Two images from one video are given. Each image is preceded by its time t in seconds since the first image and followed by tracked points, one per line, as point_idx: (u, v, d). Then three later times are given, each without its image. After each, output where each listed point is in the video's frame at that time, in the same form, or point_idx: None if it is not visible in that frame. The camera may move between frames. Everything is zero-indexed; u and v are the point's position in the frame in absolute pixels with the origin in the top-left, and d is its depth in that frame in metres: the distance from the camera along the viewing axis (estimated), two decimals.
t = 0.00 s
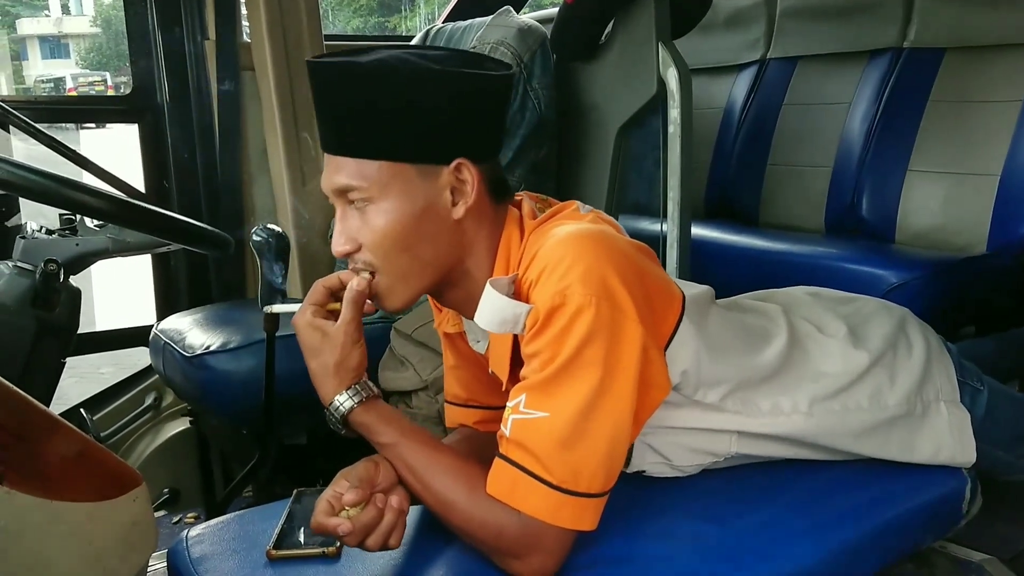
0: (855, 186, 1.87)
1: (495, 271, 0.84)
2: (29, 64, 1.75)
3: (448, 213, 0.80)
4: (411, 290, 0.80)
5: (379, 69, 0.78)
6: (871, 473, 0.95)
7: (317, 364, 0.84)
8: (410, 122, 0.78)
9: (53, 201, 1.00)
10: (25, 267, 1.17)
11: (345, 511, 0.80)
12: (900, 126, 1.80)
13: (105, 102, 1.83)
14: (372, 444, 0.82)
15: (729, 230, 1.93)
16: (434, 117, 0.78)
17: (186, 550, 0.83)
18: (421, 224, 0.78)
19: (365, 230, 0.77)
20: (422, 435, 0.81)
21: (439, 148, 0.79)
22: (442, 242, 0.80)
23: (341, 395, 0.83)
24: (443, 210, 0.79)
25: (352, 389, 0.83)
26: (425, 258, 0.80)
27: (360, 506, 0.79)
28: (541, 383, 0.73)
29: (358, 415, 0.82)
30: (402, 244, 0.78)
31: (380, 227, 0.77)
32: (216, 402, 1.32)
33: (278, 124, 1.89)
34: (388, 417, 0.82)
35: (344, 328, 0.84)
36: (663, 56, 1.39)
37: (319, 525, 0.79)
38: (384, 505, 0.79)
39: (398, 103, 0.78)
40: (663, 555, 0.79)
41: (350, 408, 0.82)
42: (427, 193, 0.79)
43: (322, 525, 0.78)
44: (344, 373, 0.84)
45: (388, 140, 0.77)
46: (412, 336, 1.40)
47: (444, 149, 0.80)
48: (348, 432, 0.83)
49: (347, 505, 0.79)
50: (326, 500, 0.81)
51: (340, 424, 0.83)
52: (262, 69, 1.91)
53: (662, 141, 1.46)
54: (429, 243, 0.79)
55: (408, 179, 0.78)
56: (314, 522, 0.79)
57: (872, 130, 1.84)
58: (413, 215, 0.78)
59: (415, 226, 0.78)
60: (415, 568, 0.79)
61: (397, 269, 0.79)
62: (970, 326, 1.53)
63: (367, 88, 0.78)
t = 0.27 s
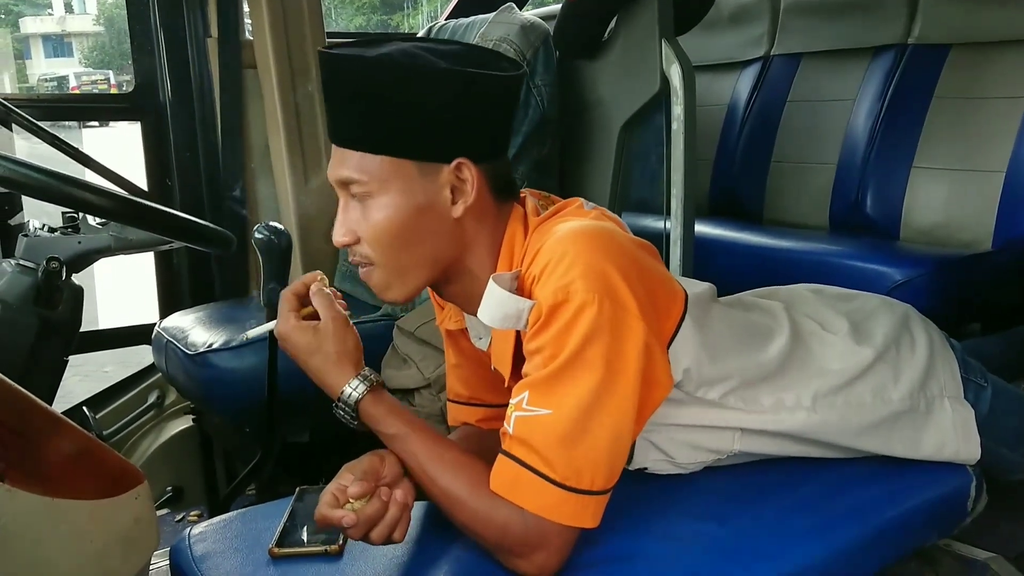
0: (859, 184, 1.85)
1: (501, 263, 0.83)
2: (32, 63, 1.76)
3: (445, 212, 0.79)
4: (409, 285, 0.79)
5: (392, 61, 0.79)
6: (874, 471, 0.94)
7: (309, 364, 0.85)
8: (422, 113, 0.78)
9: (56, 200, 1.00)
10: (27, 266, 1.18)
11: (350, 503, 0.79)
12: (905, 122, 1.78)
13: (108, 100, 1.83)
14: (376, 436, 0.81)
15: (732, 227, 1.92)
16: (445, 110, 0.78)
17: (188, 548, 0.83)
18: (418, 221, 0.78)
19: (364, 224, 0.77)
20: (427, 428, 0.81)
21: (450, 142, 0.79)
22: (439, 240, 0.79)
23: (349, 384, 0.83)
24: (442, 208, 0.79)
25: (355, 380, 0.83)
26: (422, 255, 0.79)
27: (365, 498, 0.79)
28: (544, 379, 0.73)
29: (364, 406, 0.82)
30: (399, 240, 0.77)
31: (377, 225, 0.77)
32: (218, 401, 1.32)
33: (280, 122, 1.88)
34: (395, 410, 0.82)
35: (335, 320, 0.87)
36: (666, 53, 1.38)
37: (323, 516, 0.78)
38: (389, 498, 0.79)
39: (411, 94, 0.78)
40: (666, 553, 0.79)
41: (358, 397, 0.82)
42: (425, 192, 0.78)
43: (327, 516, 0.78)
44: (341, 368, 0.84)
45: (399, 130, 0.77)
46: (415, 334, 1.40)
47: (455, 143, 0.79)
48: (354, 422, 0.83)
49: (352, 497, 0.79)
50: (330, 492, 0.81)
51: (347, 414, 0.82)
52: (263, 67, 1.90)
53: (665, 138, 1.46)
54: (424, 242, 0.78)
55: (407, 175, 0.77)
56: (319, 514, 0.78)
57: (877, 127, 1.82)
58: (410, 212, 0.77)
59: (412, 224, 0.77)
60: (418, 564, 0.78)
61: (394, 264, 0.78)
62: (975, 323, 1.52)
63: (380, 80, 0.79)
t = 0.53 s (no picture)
0: (863, 179, 1.84)
1: (489, 267, 0.82)
2: (35, 61, 1.76)
3: (397, 246, 0.79)
4: (384, 297, 0.84)
5: (390, 51, 0.76)
6: (876, 467, 0.94)
7: (313, 357, 0.85)
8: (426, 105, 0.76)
9: (60, 197, 1.00)
10: (30, 262, 1.18)
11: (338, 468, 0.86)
12: (910, 119, 1.76)
13: (110, 97, 1.83)
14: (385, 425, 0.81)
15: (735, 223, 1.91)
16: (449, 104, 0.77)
17: (191, 544, 0.83)
18: (373, 252, 0.80)
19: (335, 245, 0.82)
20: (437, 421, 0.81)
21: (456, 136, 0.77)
22: (400, 267, 0.81)
23: (360, 368, 0.83)
24: (393, 243, 0.79)
25: (365, 365, 0.83)
26: (389, 277, 0.82)
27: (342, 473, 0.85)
28: (541, 378, 0.73)
29: (375, 394, 0.82)
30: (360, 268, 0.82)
31: (345, 248, 0.81)
32: (221, 397, 1.32)
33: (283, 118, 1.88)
34: (404, 399, 0.82)
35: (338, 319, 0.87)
36: (668, 48, 1.38)
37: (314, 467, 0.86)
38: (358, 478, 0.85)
39: (413, 82, 0.75)
40: (667, 550, 0.78)
41: (370, 382, 0.82)
42: (375, 226, 0.79)
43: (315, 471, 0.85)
44: (347, 357, 0.84)
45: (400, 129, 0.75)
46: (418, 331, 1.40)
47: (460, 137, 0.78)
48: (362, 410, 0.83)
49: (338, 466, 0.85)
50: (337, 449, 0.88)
51: (356, 401, 0.82)
52: (266, 64, 1.90)
53: (668, 134, 1.45)
54: (383, 267, 0.81)
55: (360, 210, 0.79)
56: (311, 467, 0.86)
57: (880, 121, 1.80)
58: (361, 246, 0.80)
59: (367, 256, 0.80)
60: (419, 560, 0.79)
61: (366, 281, 0.83)
62: (978, 319, 1.52)
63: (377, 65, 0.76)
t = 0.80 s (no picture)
0: (864, 178, 1.79)
1: (500, 260, 0.83)
2: (36, 58, 1.76)
3: (411, 222, 0.79)
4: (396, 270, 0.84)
5: (398, 46, 0.76)
6: (880, 465, 0.93)
7: (370, 326, 0.77)
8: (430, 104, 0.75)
9: (62, 193, 1.00)
10: (31, 259, 1.18)
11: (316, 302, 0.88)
12: (914, 116, 1.72)
13: (111, 93, 1.83)
14: (424, 405, 0.78)
15: (738, 219, 1.91)
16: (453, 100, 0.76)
17: (191, 542, 0.82)
18: (388, 226, 0.80)
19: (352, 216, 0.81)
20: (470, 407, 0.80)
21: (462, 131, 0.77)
22: (413, 243, 0.81)
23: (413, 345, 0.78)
24: (409, 218, 0.79)
25: (419, 342, 0.79)
26: (401, 253, 0.82)
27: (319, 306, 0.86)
28: (561, 378, 0.72)
29: (423, 371, 0.79)
30: (376, 238, 0.81)
31: (360, 219, 0.81)
32: (222, 394, 1.32)
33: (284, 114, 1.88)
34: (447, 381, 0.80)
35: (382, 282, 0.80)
36: (671, 44, 1.38)
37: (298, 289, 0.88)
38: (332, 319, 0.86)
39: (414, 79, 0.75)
40: (673, 547, 0.78)
41: (422, 361, 0.79)
42: (392, 198, 0.78)
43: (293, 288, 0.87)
44: (405, 330, 0.78)
45: (401, 126, 0.76)
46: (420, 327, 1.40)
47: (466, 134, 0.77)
48: (401, 386, 0.78)
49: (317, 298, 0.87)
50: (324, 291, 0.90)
51: (402, 375, 0.78)
52: (266, 61, 1.88)
53: (671, 130, 1.45)
54: (397, 242, 0.81)
55: (379, 182, 0.79)
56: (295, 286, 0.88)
57: (884, 119, 1.76)
58: (377, 217, 0.79)
59: (383, 228, 0.80)
60: (424, 555, 0.79)
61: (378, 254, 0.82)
62: (981, 315, 1.51)
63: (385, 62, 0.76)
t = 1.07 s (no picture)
0: (868, 175, 1.77)
1: (500, 255, 0.82)
2: (41, 55, 1.76)
3: (424, 212, 0.79)
4: (403, 277, 0.80)
5: (395, 45, 0.77)
6: (883, 461, 0.93)
7: (336, 344, 0.78)
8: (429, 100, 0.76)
9: (65, 189, 1.00)
10: (31, 255, 1.19)
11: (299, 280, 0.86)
12: (918, 112, 1.70)
13: (113, 89, 1.83)
14: (404, 418, 0.78)
15: (741, 215, 1.90)
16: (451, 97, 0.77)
17: (194, 536, 0.83)
18: (399, 221, 0.78)
19: (356, 218, 0.79)
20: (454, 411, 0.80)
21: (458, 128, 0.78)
22: (423, 238, 0.79)
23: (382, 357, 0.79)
24: (420, 208, 0.78)
25: (388, 352, 0.80)
26: (410, 252, 0.79)
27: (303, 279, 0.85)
28: (554, 373, 0.72)
29: (398, 380, 0.79)
30: (386, 237, 0.78)
31: (367, 220, 0.78)
32: (225, 389, 1.32)
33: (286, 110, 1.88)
34: (424, 390, 0.80)
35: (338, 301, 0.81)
36: (674, 39, 1.37)
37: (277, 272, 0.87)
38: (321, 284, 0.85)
39: (410, 79, 0.76)
40: (674, 543, 0.78)
41: (393, 371, 0.79)
42: (402, 189, 0.78)
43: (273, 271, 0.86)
44: (370, 344, 0.79)
45: (402, 126, 0.77)
46: (423, 323, 1.40)
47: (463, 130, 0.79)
48: (376, 400, 0.79)
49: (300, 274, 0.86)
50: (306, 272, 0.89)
51: (373, 389, 0.78)
52: (269, 56, 1.88)
53: (674, 126, 1.44)
54: (412, 236, 0.79)
55: (389, 174, 0.78)
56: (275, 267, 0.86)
57: (888, 115, 1.74)
58: (390, 211, 0.78)
59: (394, 223, 0.78)
60: (424, 551, 0.78)
61: (382, 257, 0.79)
62: (985, 312, 1.51)
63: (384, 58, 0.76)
